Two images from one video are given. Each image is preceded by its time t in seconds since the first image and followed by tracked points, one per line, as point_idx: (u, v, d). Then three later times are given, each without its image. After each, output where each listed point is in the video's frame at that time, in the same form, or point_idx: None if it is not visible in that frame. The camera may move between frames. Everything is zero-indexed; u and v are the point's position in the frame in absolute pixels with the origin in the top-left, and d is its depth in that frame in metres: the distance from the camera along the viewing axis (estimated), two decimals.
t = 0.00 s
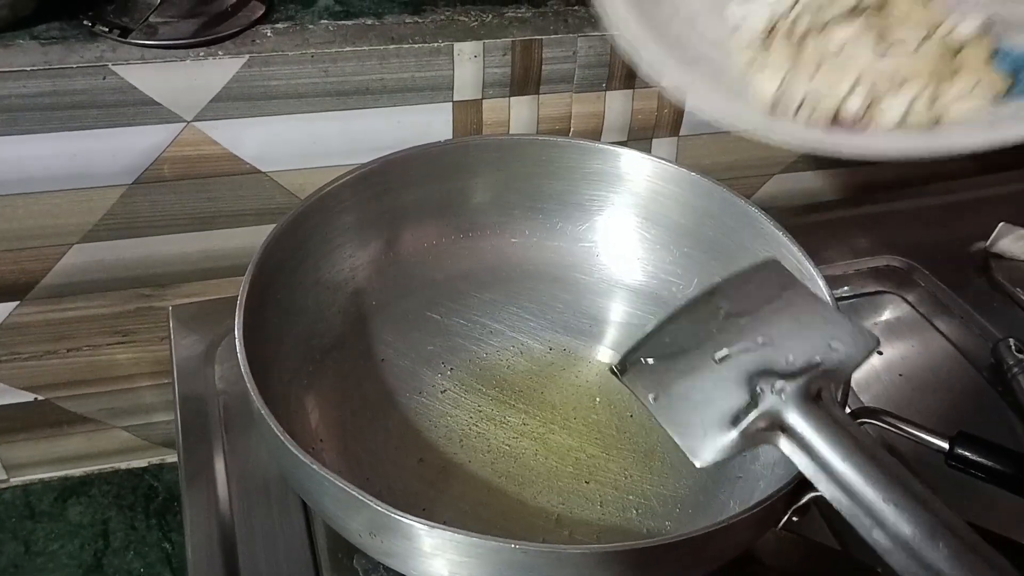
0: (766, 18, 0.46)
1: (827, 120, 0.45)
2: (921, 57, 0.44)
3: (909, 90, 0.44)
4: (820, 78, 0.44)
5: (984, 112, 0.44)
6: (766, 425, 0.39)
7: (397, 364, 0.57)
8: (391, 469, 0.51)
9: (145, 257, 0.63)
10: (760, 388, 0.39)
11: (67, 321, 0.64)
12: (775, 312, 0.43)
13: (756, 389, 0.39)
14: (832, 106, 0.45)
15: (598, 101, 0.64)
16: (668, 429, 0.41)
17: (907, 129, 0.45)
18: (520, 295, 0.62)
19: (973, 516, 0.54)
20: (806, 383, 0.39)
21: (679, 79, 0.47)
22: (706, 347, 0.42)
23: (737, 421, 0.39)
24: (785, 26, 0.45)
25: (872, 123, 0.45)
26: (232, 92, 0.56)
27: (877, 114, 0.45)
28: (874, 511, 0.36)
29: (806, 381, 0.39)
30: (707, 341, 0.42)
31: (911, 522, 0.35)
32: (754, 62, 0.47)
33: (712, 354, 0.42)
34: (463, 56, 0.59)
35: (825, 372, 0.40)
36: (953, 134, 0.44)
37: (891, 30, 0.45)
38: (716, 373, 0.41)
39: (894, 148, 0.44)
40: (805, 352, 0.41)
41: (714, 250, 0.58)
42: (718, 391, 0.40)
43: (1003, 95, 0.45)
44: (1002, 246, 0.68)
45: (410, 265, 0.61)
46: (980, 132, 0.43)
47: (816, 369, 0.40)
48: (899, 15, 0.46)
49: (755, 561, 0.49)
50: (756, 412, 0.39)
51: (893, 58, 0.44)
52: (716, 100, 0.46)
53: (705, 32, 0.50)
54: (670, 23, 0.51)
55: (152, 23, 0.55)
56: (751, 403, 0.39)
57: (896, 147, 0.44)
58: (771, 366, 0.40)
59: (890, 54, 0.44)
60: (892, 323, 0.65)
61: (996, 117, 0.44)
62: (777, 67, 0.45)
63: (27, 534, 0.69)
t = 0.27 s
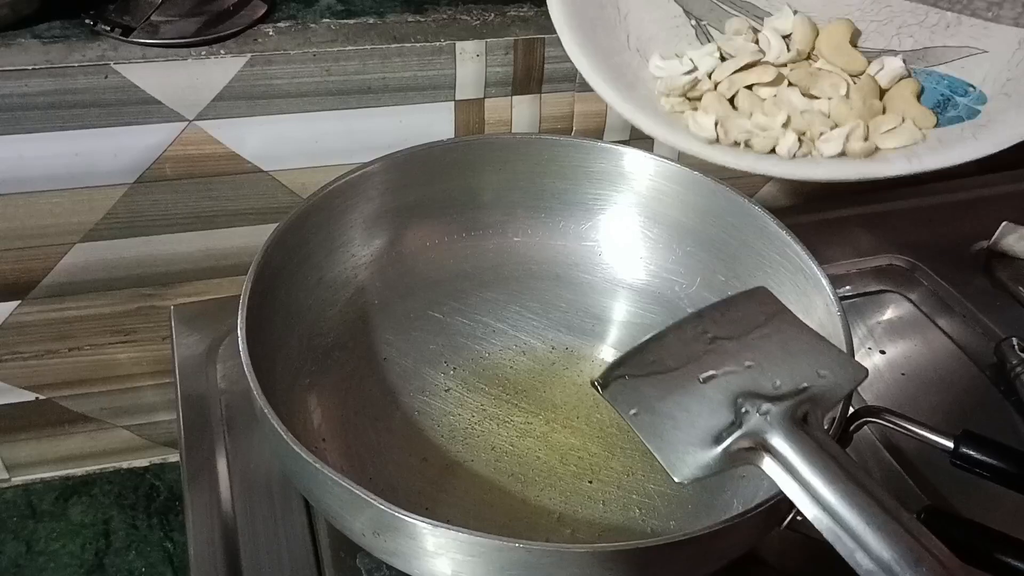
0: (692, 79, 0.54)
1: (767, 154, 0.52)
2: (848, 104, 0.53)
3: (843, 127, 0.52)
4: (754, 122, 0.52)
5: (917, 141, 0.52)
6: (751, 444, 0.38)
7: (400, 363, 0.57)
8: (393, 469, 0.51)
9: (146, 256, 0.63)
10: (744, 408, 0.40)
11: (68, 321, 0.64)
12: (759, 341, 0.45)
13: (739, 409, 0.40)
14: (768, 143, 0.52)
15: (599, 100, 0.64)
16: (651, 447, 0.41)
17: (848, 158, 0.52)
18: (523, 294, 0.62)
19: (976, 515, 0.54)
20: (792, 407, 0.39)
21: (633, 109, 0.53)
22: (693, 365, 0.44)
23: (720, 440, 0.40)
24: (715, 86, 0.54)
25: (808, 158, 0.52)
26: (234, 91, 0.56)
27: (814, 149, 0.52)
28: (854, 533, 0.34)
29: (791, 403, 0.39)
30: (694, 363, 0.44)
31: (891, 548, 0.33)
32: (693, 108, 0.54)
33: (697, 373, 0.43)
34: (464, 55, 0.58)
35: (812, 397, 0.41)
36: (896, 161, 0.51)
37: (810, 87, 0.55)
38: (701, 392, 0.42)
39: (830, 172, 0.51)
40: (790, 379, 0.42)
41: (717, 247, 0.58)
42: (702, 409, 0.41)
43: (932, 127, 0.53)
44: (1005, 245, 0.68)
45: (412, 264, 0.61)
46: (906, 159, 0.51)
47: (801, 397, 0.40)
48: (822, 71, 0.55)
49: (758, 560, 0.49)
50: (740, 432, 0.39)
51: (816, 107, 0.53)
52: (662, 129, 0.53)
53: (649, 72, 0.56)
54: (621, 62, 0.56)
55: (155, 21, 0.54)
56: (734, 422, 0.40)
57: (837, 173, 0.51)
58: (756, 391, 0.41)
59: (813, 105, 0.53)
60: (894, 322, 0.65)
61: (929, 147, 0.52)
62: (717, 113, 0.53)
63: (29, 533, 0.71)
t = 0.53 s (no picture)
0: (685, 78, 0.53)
1: (757, 154, 0.51)
2: (838, 106, 0.51)
3: (833, 130, 0.51)
4: (746, 122, 0.52)
5: (911, 147, 0.50)
6: (744, 444, 0.39)
7: (400, 362, 0.57)
8: (392, 467, 0.51)
9: (146, 255, 0.63)
10: (739, 409, 0.40)
11: (68, 320, 0.64)
12: (754, 343, 0.45)
13: (734, 410, 0.40)
14: (759, 144, 0.51)
15: (598, 100, 0.64)
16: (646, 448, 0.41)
17: (834, 158, 0.51)
18: (523, 293, 0.62)
19: (975, 515, 0.54)
20: (785, 408, 0.39)
21: (630, 104, 0.52)
22: (685, 365, 0.44)
23: (714, 440, 0.40)
24: (708, 87, 0.53)
25: (801, 158, 0.51)
26: (233, 91, 0.56)
27: (805, 150, 0.51)
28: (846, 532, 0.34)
29: (784, 404, 0.40)
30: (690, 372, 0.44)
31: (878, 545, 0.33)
32: (688, 104, 0.53)
33: (690, 373, 0.43)
34: (464, 55, 0.59)
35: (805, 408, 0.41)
36: (884, 164, 0.50)
37: (803, 89, 0.53)
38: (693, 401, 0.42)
39: (820, 171, 0.50)
40: (785, 381, 0.42)
41: (716, 247, 0.58)
42: (696, 410, 0.42)
43: (923, 134, 0.51)
44: (1004, 244, 0.67)
45: (412, 263, 0.61)
46: (896, 164, 0.49)
47: (795, 400, 0.40)
48: (814, 76, 0.53)
49: (756, 559, 0.49)
50: (733, 431, 0.39)
51: (807, 109, 0.52)
52: (655, 123, 0.51)
53: (642, 66, 0.55)
54: (619, 55, 0.54)
55: (155, 20, 0.54)
56: (728, 423, 0.40)
57: (825, 174, 0.49)
58: (751, 391, 0.41)
59: (804, 105, 0.52)
60: (893, 321, 0.65)
61: (920, 150, 0.50)
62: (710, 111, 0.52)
63: (29, 532, 0.71)
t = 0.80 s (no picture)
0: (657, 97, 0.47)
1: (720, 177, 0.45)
2: (806, 128, 0.44)
3: (797, 154, 0.44)
4: (712, 144, 0.45)
5: (871, 171, 0.43)
6: (741, 444, 0.39)
7: (396, 361, 0.57)
8: (388, 465, 0.51)
9: (144, 253, 0.63)
10: (736, 410, 0.40)
11: (66, 319, 0.64)
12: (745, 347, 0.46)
13: (732, 411, 0.40)
14: (722, 164, 0.45)
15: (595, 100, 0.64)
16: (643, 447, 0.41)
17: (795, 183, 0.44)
18: (520, 292, 0.62)
19: (972, 513, 0.54)
20: (783, 412, 0.39)
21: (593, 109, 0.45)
22: (679, 369, 0.44)
23: (712, 440, 0.40)
24: (677, 109, 0.46)
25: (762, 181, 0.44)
26: (231, 90, 0.56)
27: (767, 172, 0.44)
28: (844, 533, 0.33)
29: (782, 408, 0.40)
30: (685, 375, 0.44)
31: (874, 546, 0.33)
32: (659, 125, 0.46)
33: (686, 376, 0.44)
34: (462, 54, 0.58)
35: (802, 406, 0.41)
36: (835, 189, 0.42)
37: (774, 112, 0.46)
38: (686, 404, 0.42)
39: (779, 198, 0.43)
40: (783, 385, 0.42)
41: (714, 247, 0.58)
42: (693, 411, 0.42)
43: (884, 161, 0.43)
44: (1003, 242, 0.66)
45: (409, 261, 0.61)
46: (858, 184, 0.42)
47: (792, 403, 0.40)
48: (787, 97, 0.46)
49: (752, 557, 0.49)
50: (731, 430, 0.39)
51: (775, 134, 0.44)
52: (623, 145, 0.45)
53: (617, 86, 0.47)
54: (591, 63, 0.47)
55: (152, 19, 0.54)
56: (726, 423, 0.40)
57: (786, 200, 0.43)
58: (747, 393, 0.42)
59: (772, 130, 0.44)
60: (891, 321, 0.65)
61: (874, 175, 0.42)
62: (675, 132, 0.46)
63: (27, 531, 0.71)
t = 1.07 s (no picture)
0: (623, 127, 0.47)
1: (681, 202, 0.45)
2: (763, 154, 0.46)
3: (755, 177, 0.45)
4: (674, 171, 0.46)
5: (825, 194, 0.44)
6: (734, 447, 0.39)
7: (397, 359, 0.57)
8: (388, 463, 0.51)
9: (145, 253, 0.63)
10: (729, 415, 0.40)
11: (66, 318, 0.64)
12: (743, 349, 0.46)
13: (724, 416, 0.41)
14: (683, 193, 0.46)
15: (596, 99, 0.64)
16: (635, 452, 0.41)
17: (752, 210, 0.44)
18: (521, 291, 0.62)
19: (970, 511, 0.55)
20: (775, 416, 0.40)
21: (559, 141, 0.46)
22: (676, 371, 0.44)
23: (704, 443, 0.40)
24: (642, 137, 0.48)
25: (720, 207, 0.45)
26: (232, 89, 0.56)
27: (726, 197, 0.45)
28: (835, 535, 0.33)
29: (774, 412, 0.40)
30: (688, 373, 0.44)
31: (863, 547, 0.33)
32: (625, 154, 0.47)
33: (680, 381, 0.44)
34: (462, 53, 0.59)
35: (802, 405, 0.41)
36: (791, 213, 0.43)
37: (732, 138, 0.48)
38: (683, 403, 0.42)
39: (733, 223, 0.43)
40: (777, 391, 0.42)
41: (716, 246, 0.58)
42: (686, 415, 0.42)
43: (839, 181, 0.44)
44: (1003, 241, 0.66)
45: (409, 260, 0.61)
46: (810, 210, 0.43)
47: (785, 408, 0.41)
48: (746, 121, 0.47)
49: (752, 555, 0.49)
50: (723, 434, 0.40)
51: (734, 158, 0.46)
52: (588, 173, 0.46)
53: (586, 113, 0.48)
54: (562, 91, 0.48)
55: (153, 19, 0.54)
56: (718, 427, 0.40)
57: (746, 226, 0.43)
58: (738, 398, 0.42)
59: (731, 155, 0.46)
60: (890, 321, 0.66)
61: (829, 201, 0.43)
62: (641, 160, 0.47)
63: (27, 530, 0.71)
